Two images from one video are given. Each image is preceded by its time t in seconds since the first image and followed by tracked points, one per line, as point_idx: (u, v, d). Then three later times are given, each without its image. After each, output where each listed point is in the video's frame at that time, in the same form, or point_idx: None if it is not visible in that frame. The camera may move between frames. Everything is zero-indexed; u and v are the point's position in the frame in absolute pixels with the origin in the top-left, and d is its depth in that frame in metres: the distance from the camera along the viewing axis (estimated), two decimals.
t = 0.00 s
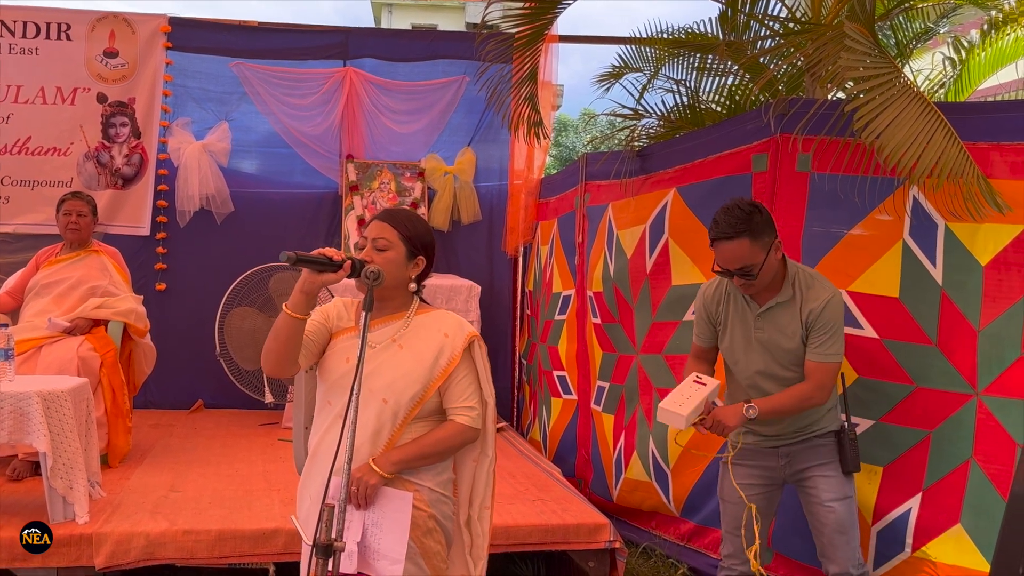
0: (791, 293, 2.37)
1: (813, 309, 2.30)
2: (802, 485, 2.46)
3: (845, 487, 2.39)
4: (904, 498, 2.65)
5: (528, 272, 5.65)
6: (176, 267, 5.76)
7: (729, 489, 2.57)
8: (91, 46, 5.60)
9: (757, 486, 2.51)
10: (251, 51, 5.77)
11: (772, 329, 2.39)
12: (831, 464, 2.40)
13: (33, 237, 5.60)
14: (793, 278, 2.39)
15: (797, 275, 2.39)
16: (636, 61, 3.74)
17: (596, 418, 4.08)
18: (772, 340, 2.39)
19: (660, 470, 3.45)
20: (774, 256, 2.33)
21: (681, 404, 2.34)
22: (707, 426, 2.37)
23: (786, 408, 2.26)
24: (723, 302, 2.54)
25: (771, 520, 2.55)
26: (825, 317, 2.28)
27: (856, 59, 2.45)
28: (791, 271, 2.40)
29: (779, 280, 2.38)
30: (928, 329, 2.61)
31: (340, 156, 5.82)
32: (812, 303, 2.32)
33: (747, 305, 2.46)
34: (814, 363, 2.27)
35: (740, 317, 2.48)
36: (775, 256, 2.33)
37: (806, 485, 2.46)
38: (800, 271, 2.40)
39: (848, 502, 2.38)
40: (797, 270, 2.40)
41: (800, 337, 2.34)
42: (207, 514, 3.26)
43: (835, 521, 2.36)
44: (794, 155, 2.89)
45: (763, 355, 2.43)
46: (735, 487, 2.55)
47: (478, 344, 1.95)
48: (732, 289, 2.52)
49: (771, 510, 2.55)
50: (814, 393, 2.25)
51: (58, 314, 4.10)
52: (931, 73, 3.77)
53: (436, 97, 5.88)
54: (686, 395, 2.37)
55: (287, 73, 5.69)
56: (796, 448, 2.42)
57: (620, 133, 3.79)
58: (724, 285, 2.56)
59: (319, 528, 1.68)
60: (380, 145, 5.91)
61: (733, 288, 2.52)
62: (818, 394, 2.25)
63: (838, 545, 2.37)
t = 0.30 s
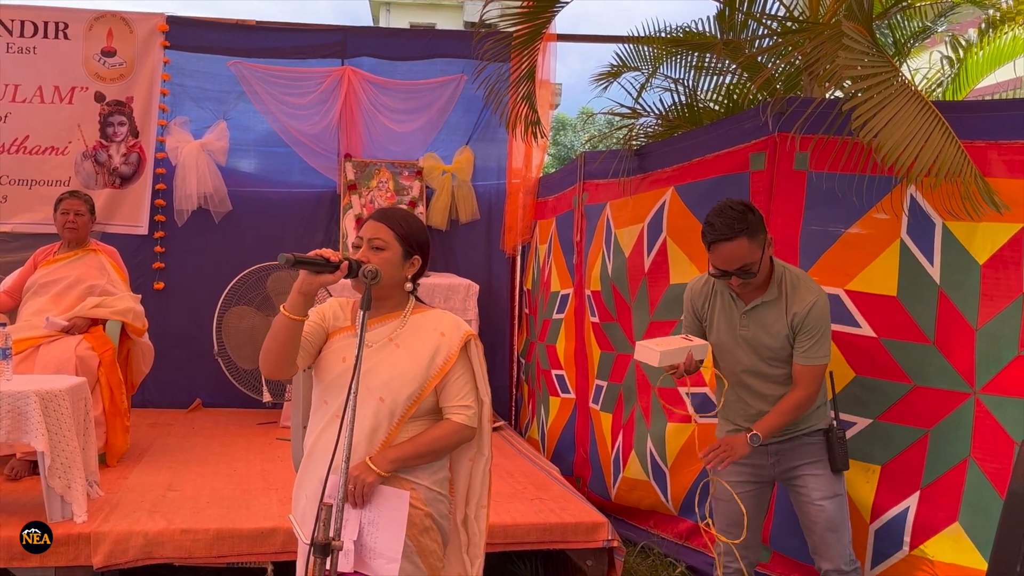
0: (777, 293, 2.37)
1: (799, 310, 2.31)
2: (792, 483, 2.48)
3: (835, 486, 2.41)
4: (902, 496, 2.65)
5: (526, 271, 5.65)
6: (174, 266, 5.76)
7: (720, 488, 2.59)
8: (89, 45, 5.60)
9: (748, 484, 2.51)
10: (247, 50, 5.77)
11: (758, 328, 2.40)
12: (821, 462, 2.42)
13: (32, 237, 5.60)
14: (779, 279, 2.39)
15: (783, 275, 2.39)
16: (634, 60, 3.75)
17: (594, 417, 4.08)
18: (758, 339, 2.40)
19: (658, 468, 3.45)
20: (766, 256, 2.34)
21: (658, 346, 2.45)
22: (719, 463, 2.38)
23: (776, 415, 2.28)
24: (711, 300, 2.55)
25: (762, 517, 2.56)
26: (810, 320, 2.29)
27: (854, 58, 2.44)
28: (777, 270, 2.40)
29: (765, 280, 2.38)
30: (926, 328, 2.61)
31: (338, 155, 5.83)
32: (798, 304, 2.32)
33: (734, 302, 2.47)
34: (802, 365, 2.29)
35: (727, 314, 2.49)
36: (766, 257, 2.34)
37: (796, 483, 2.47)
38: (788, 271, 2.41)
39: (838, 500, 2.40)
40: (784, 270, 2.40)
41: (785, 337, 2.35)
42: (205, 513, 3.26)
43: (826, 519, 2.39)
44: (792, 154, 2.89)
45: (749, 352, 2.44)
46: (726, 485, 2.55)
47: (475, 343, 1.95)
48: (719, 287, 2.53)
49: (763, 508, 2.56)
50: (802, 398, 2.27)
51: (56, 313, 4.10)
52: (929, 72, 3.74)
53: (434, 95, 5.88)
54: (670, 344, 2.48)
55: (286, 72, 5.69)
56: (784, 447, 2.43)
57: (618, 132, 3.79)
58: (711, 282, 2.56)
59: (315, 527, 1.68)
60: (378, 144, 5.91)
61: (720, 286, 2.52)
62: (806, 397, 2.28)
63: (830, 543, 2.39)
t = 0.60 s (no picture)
0: (768, 292, 2.37)
1: (788, 312, 2.31)
2: (784, 483, 2.48)
3: (825, 486, 2.42)
4: (900, 495, 2.66)
5: (525, 271, 5.65)
6: (174, 266, 5.76)
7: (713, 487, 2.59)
8: (88, 45, 5.60)
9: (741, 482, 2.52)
10: (247, 50, 5.77)
11: (747, 326, 2.40)
12: (812, 462, 2.42)
13: (31, 236, 5.60)
14: (771, 279, 2.38)
15: (776, 276, 2.38)
16: (633, 59, 3.74)
17: (593, 416, 4.08)
18: (747, 336, 2.41)
19: (657, 468, 3.45)
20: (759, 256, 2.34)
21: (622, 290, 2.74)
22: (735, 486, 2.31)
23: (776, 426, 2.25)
24: (705, 294, 2.55)
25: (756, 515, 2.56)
26: (800, 322, 2.29)
27: (852, 57, 2.43)
28: (770, 269, 2.40)
29: (757, 279, 2.38)
30: (924, 327, 2.62)
31: (338, 154, 5.83)
32: (788, 305, 2.32)
33: (727, 298, 2.47)
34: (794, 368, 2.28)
35: (719, 308, 2.49)
36: (759, 257, 2.34)
37: (787, 483, 2.47)
38: (781, 270, 2.40)
39: (829, 499, 2.41)
40: (778, 269, 2.40)
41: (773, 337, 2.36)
42: (205, 512, 3.26)
43: (818, 519, 2.40)
44: (791, 153, 2.89)
45: (738, 348, 2.45)
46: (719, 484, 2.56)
47: (470, 342, 1.95)
48: (713, 281, 2.53)
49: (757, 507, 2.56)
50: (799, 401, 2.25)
51: (55, 313, 4.10)
52: (928, 71, 3.73)
53: (434, 95, 5.88)
54: (639, 295, 2.73)
55: (285, 72, 5.69)
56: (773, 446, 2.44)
57: (618, 131, 3.80)
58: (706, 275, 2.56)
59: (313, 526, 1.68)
60: (377, 144, 5.91)
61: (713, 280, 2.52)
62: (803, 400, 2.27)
63: (822, 542, 2.40)
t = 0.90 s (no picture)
0: (763, 283, 2.38)
1: (783, 302, 2.31)
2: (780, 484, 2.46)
3: (822, 486, 2.39)
4: (900, 495, 2.65)
5: (525, 271, 5.65)
6: (173, 266, 5.76)
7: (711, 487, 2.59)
8: (87, 45, 5.60)
9: (738, 481, 2.51)
10: (248, 50, 5.78)
11: (742, 317, 2.41)
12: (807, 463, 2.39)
13: (30, 237, 5.60)
14: (766, 271, 2.39)
15: (771, 267, 2.39)
16: (633, 59, 3.75)
17: (593, 416, 4.08)
18: (743, 328, 2.41)
19: (657, 468, 3.45)
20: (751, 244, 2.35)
21: (554, 308, 2.73)
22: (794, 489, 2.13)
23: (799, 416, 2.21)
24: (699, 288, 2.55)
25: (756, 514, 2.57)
26: (796, 310, 2.29)
27: (852, 57, 2.43)
28: (764, 260, 2.41)
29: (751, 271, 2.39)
30: (924, 326, 2.62)
31: (337, 154, 5.83)
32: (783, 295, 2.33)
33: (721, 292, 2.48)
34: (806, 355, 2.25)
35: (714, 302, 2.50)
36: (751, 245, 2.35)
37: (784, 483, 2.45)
38: (775, 263, 2.41)
39: (826, 499, 2.40)
40: (772, 262, 2.40)
41: (769, 328, 2.36)
42: (205, 512, 3.26)
43: (815, 519, 2.38)
44: (791, 153, 2.89)
45: (734, 341, 2.45)
46: (717, 484, 2.56)
47: (468, 340, 1.96)
48: (707, 275, 2.53)
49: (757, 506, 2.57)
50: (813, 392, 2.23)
51: (55, 313, 4.10)
52: (927, 71, 3.72)
53: (434, 94, 5.88)
54: (566, 311, 2.69)
55: (285, 72, 5.70)
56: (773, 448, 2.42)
57: (618, 131, 3.80)
58: (701, 269, 2.57)
59: (315, 527, 1.67)
60: (377, 144, 5.90)
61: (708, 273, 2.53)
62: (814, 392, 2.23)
63: (820, 542, 2.41)
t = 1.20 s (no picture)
0: (759, 276, 2.39)
1: (779, 292, 2.32)
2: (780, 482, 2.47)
3: (821, 482, 2.39)
4: (901, 494, 2.65)
5: (525, 271, 5.65)
6: (173, 267, 5.76)
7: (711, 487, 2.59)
8: (87, 46, 5.60)
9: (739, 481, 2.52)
10: (248, 50, 5.78)
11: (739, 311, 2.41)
12: (806, 459, 2.40)
13: (30, 237, 5.60)
14: (762, 263, 2.40)
15: (767, 260, 2.40)
16: (633, 59, 3.75)
17: (593, 416, 4.08)
18: (740, 322, 2.41)
19: (657, 468, 3.45)
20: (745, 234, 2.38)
21: (552, 322, 2.74)
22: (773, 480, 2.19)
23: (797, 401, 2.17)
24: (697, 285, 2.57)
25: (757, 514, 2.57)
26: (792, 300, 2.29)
27: (852, 58, 2.43)
28: (760, 254, 2.41)
29: (748, 263, 2.40)
30: (924, 326, 2.62)
31: (337, 155, 5.83)
32: (779, 286, 2.33)
33: (719, 287, 2.49)
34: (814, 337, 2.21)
35: (712, 298, 2.50)
36: (745, 237, 2.38)
37: (783, 481, 2.46)
38: (771, 256, 2.42)
39: (825, 495, 2.39)
40: (768, 256, 2.41)
41: (766, 319, 2.35)
42: (205, 513, 3.26)
43: (815, 515, 2.37)
44: (791, 153, 2.89)
45: (733, 336, 2.44)
46: (716, 483, 2.55)
47: (468, 338, 1.96)
48: (705, 272, 2.55)
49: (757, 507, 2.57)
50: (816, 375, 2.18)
51: (55, 314, 4.11)
52: (927, 71, 3.74)
53: (434, 94, 5.87)
54: (563, 325, 2.68)
55: (285, 72, 5.70)
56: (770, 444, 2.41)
57: (618, 131, 3.79)
58: (698, 267, 2.58)
59: (317, 528, 1.66)
60: (377, 144, 5.90)
61: (705, 270, 2.54)
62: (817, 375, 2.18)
63: (818, 539, 2.39)
